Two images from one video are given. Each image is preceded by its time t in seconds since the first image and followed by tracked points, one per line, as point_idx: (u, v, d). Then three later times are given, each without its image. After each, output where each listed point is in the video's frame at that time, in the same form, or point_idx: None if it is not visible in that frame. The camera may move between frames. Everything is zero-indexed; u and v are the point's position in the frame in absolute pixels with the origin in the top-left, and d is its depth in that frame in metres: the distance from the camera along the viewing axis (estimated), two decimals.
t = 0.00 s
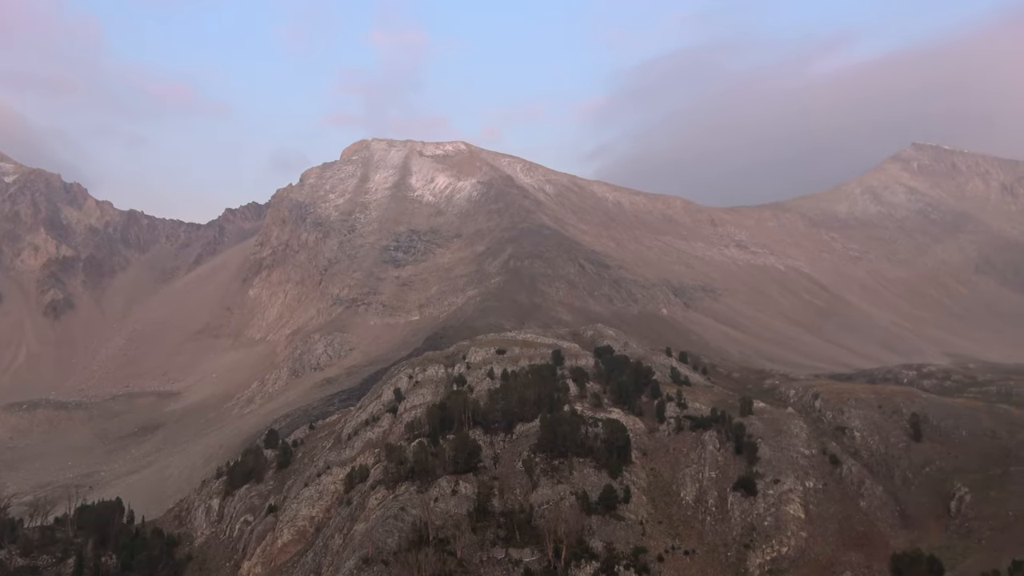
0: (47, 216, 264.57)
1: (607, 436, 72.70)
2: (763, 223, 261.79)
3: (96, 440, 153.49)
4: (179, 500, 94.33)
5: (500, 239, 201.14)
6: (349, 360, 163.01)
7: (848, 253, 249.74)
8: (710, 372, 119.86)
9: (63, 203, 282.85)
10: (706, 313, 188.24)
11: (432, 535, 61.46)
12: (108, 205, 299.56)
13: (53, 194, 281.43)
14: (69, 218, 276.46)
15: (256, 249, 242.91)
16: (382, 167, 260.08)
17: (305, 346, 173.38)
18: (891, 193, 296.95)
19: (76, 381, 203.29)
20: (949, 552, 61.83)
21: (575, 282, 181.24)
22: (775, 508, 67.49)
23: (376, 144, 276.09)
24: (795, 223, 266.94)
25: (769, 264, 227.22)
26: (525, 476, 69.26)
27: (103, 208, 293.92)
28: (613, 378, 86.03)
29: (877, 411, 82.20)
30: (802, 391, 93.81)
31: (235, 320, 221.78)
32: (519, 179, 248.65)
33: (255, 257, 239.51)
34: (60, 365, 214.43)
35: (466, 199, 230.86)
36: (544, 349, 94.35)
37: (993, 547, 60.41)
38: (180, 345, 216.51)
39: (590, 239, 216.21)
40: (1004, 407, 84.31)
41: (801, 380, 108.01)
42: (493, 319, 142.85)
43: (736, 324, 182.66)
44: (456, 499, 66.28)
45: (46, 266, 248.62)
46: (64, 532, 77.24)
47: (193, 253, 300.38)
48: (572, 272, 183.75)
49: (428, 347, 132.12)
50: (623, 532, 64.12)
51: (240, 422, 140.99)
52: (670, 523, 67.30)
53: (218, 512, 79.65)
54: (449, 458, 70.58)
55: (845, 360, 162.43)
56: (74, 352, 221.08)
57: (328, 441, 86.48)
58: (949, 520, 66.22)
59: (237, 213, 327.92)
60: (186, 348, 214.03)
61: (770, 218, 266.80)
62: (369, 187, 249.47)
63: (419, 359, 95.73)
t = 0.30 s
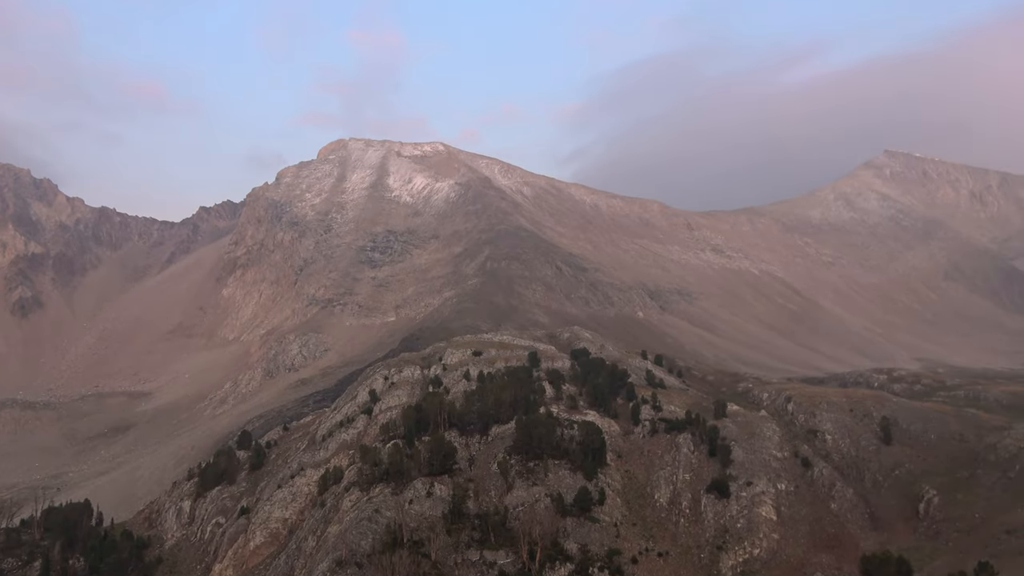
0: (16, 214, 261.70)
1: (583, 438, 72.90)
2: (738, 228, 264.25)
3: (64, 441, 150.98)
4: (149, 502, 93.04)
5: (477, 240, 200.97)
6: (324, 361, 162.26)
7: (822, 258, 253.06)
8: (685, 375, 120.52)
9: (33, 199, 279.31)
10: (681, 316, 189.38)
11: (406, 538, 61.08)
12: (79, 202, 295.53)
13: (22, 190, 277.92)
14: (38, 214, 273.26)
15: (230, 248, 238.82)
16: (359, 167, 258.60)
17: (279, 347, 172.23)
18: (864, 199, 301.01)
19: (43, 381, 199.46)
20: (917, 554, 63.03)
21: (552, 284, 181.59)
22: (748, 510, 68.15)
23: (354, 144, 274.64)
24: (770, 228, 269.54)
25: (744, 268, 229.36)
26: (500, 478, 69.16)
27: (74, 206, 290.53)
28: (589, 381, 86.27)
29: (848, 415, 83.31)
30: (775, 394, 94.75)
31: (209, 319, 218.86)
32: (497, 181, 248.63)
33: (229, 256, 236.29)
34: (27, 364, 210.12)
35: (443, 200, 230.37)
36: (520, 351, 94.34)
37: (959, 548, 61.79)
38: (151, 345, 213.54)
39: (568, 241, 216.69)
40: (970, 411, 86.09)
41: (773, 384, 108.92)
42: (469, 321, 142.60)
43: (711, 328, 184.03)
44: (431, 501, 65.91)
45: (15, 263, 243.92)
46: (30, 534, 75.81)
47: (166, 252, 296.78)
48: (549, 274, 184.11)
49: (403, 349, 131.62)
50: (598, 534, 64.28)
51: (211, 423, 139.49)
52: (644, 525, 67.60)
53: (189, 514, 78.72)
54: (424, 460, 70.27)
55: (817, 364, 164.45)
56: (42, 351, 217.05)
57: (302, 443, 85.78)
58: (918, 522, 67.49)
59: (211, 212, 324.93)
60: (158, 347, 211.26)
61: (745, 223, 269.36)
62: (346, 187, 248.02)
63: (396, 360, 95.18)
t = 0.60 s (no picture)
0: None
1: (558, 439, 73.02)
2: (713, 231, 266.58)
3: (31, 442, 148.15)
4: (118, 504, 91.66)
5: (454, 241, 200.62)
6: (298, 361, 161.43)
7: (795, 261, 256.23)
8: (659, 377, 121.23)
9: None
10: (656, 318, 190.49)
11: (380, 540, 60.70)
12: (47, 199, 290.92)
13: None
14: (6, 210, 269.28)
15: (203, 247, 235.72)
16: (335, 166, 256.86)
17: (253, 347, 170.79)
18: (836, 203, 304.96)
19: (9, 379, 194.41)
20: (886, 554, 64.28)
21: (528, 285, 181.85)
22: (721, 511, 68.83)
23: (330, 142, 272.82)
24: (744, 231, 272.15)
25: (719, 270, 231.45)
26: (475, 479, 68.98)
27: (42, 203, 286.80)
28: (564, 382, 86.50)
29: (820, 416, 84.44)
30: (748, 396, 95.69)
31: (181, 318, 215.79)
32: (474, 182, 248.39)
33: (202, 255, 232.77)
34: None
35: (420, 201, 229.71)
36: (495, 351, 94.26)
37: (926, 548, 63.21)
38: (121, 345, 210.30)
39: (544, 243, 216.96)
40: (938, 413, 88.06)
41: (746, 385, 109.98)
42: (445, 322, 142.32)
43: (685, 329, 185.34)
44: (406, 502, 65.56)
45: None
46: None
47: (138, 250, 292.69)
48: (525, 276, 184.37)
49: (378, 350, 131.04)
50: (572, 536, 64.45)
51: (182, 424, 137.83)
52: (618, 526, 67.87)
53: (159, 516, 77.74)
54: (398, 462, 69.89)
55: (790, 366, 166.53)
56: (9, 349, 212.18)
57: (276, 444, 85.01)
58: (887, 523, 68.86)
59: (184, 210, 321.37)
60: (128, 347, 208.13)
61: (720, 226, 271.87)
62: (321, 186, 246.25)
63: (371, 360, 94.54)
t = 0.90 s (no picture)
0: None
1: (533, 439, 73.11)
2: (687, 231, 268.80)
3: None
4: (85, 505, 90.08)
5: (429, 240, 200.10)
6: (271, 361, 160.17)
7: (768, 262, 259.16)
8: (634, 376, 121.94)
9: None
10: (631, 317, 191.43)
11: (354, 540, 60.24)
12: (13, 195, 285.62)
13: None
14: None
15: (174, 245, 230.96)
16: (310, 164, 254.82)
17: (225, 347, 168.96)
18: (808, 205, 308.83)
19: None
20: (855, 551, 65.38)
21: (504, 285, 181.94)
22: (694, 509, 69.39)
23: (305, 140, 270.73)
24: (719, 232, 274.67)
25: (693, 271, 233.31)
26: (450, 479, 68.76)
27: (8, 199, 281.95)
28: (539, 382, 86.60)
29: (791, 415, 85.42)
30: (721, 395, 96.54)
31: (152, 317, 212.80)
32: (450, 181, 247.96)
33: (173, 253, 229.09)
34: None
35: (395, 199, 228.91)
36: (471, 351, 94.07)
37: (894, 544, 64.45)
38: (89, 344, 206.86)
39: (520, 242, 217.11)
40: (906, 412, 89.66)
41: (719, 384, 110.87)
42: (420, 322, 141.96)
43: (660, 329, 186.55)
44: (380, 503, 65.18)
45: None
46: None
47: (107, 247, 288.21)
48: (501, 275, 184.47)
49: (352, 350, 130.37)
50: (546, 535, 64.58)
51: (152, 425, 136.03)
52: (592, 525, 68.09)
53: (129, 518, 76.56)
54: (373, 462, 69.39)
55: (762, 366, 168.42)
56: None
57: (248, 444, 84.12)
58: (856, 520, 70.00)
59: (155, 207, 317.37)
60: (97, 346, 204.51)
61: (694, 227, 274.26)
62: (296, 184, 244.26)
63: (345, 360, 93.83)
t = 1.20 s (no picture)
0: None
1: (509, 436, 73.17)
2: (663, 230, 270.48)
3: None
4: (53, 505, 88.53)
5: (405, 237, 199.31)
6: (245, 359, 158.79)
7: (742, 261, 261.70)
8: (609, 374, 122.46)
9: None
10: (608, 316, 192.15)
11: (329, 539, 59.79)
12: None
13: None
14: None
15: (146, 241, 228.09)
16: (285, 160, 252.57)
17: (197, 344, 167.02)
18: (782, 204, 312.27)
19: None
20: (826, 546, 66.44)
21: (480, 283, 181.83)
22: (669, 506, 69.94)
23: (279, 136, 268.10)
24: (694, 232, 276.79)
25: (669, 269, 234.84)
26: (425, 477, 68.59)
27: None
28: (515, 380, 86.67)
29: (764, 412, 86.42)
30: (696, 392, 97.29)
31: (122, 314, 209.44)
32: (426, 178, 247.09)
33: (144, 249, 225.57)
34: None
35: (371, 196, 227.75)
36: (447, 349, 93.80)
37: (864, 539, 65.63)
38: (58, 341, 203.02)
39: (497, 240, 216.95)
40: (876, 409, 91.11)
41: (695, 382, 111.84)
42: (396, 319, 141.37)
43: (635, 327, 187.48)
44: (355, 501, 64.84)
45: None
46: None
47: (77, 243, 283.37)
48: (477, 273, 184.32)
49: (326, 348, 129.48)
50: (522, 532, 64.67)
51: (122, 423, 134.05)
52: (567, 522, 68.33)
53: (98, 517, 75.45)
54: (348, 460, 68.89)
55: (736, 364, 169.98)
56: None
57: (221, 443, 83.26)
58: (827, 516, 71.15)
59: (126, 202, 312.95)
60: (66, 343, 200.68)
61: (670, 226, 276.09)
62: (270, 180, 241.95)
63: (320, 357, 93.04)
